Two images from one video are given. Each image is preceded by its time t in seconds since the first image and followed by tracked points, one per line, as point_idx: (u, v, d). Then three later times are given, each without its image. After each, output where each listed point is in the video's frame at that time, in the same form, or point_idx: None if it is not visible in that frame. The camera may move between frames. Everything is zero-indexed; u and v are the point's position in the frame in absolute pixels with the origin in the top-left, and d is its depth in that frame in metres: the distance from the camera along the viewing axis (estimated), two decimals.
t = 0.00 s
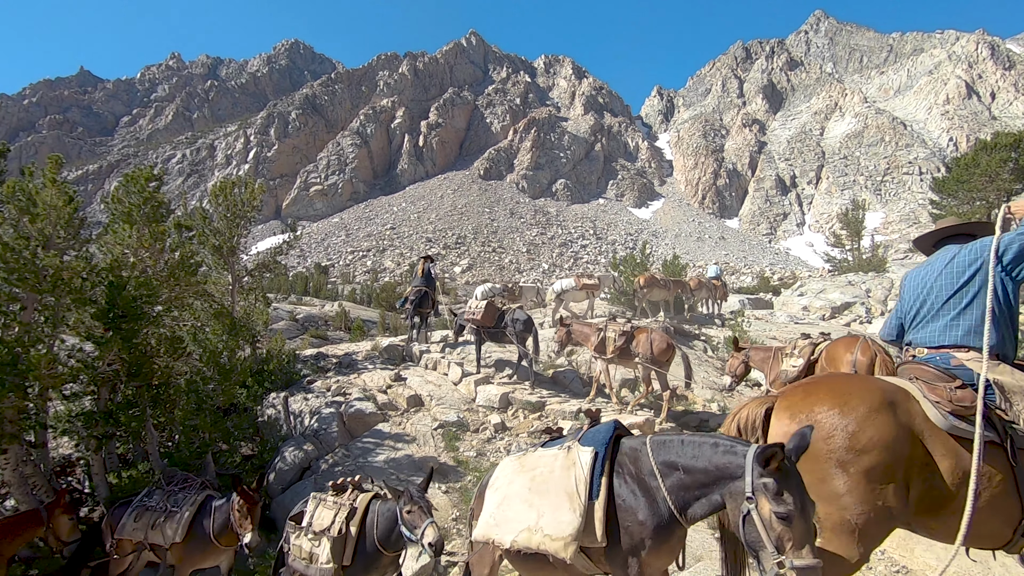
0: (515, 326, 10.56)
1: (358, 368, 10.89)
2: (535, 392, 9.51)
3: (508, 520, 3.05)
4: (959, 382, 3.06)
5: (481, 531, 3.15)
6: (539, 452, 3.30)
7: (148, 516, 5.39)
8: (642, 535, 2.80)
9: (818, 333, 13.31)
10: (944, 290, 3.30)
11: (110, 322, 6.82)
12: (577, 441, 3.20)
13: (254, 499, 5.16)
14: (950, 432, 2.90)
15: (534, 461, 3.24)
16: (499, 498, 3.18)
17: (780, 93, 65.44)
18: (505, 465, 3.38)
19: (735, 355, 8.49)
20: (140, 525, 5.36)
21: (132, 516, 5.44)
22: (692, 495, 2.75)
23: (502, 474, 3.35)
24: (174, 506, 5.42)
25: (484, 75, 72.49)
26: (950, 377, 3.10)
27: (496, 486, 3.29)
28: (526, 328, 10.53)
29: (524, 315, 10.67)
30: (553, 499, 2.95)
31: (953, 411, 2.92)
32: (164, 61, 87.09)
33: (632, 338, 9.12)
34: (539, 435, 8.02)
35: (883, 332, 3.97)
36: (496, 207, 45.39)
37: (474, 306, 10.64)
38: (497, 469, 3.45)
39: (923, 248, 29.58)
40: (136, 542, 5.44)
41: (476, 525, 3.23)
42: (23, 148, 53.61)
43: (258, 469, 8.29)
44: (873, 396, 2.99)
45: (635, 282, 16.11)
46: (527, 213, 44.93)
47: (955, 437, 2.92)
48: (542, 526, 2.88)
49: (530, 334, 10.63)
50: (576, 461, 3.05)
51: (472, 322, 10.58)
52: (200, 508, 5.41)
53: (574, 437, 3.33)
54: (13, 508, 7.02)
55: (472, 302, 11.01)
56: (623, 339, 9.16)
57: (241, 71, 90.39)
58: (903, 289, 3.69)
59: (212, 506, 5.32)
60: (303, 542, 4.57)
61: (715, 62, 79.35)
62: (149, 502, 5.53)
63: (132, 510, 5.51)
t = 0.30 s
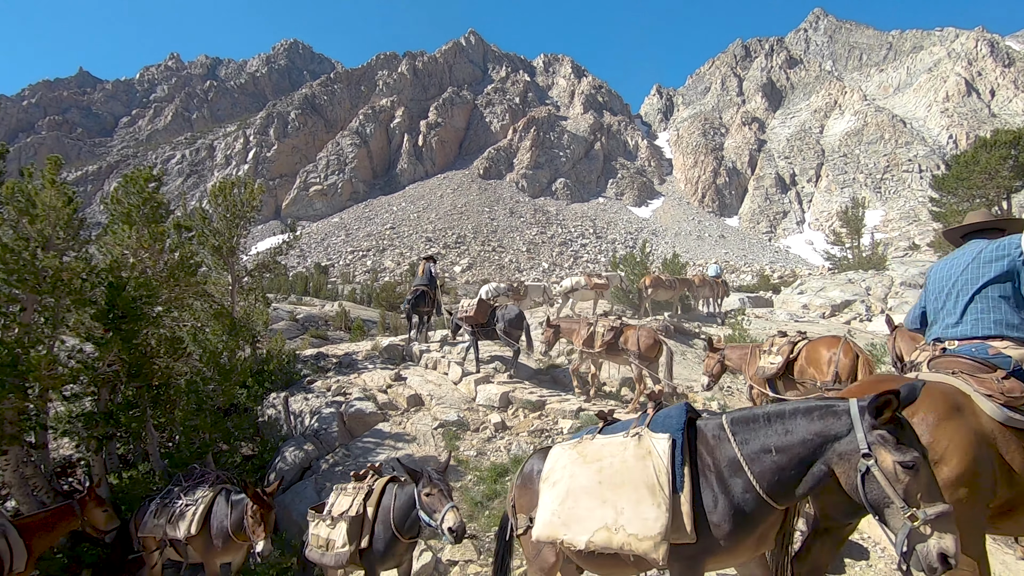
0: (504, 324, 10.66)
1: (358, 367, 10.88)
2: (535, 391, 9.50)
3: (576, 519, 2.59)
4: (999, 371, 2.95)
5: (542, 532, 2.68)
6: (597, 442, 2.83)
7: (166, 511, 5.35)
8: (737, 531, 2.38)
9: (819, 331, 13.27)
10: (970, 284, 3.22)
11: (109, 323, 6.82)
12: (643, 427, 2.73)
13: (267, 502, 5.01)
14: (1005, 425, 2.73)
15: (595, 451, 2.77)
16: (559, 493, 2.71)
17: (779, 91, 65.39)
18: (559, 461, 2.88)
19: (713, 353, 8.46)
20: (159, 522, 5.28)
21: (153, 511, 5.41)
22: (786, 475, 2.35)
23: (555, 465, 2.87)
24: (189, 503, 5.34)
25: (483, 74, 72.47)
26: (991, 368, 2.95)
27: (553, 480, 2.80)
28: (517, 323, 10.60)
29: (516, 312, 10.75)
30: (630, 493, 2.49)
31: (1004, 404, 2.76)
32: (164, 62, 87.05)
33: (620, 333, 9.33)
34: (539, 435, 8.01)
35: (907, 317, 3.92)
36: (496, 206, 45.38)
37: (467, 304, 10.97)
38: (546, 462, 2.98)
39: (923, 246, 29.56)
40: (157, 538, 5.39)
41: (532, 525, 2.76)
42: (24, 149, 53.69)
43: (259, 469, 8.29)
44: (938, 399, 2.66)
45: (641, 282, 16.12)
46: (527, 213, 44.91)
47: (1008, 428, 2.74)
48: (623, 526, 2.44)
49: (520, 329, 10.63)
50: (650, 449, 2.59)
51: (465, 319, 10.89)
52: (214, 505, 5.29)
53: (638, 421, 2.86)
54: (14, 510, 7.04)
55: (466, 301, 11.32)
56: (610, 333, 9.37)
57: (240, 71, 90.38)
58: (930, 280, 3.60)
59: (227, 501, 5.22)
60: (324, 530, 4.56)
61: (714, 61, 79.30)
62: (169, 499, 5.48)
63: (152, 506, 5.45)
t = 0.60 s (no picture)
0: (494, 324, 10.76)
1: (359, 369, 10.87)
2: (536, 391, 9.50)
3: (655, 508, 2.44)
4: None
5: (613, 528, 2.52)
6: (664, 430, 2.71)
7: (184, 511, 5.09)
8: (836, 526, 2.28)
9: (820, 330, 13.24)
10: (1008, 272, 3.19)
11: (112, 326, 6.82)
12: (722, 414, 2.62)
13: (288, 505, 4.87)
14: None
15: (669, 438, 2.63)
16: (632, 482, 2.55)
17: (779, 90, 65.32)
18: (621, 451, 2.74)
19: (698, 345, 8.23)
20: (176, 524, 5.02)
21: (170, 515, 5.15)
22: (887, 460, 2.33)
23: (622, 455, 2.71)
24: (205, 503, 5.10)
25: (483, 75, 72.48)
26: None
27: (621, 469, 2.65)
28: (506, 323, 10.63)
29: (506, 312, 10.78)
30: (718, 481, 2.36)
31: None
32: (164, 64, 87.04)
33: (610, 333, 9.34)
34: (540, 436, 8.01)
35: (936, 325, 3.84)
36: (496, 207, 45.36)
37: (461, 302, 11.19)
38: (609, 452, 2.82)
39: (924, 244, 29.52)
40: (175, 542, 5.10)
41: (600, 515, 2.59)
42: (24, 153, 53.76)
43: (260, 470, 8.27)
44: None
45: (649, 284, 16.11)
46: (528, 213, 44.90)
47: None
48: (712, 513, 2.31)
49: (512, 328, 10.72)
50: (736, 434, 2.47)
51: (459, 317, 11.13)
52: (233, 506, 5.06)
53: (711, 409, 2.74)
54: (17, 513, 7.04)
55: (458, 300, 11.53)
56: (601, 333, 9.36)
57: (240, 73, 90.42)
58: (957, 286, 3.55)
59: (250, 501, 4.96)
60: (343, 534, 4.51)
61: (714, 60, 79.26)
62: (188, 500, 5.22)
63: (168, 512, 5.18)
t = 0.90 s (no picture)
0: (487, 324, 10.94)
1: (363, 370, 10.88)
2: (541, 392, 9.50)
3: (741, 527, 2.28)
4: None
5: (692, 541, 2.35)
6: (746, 433, 2.49)
7: (203, 513, 4.96)
8: (941, 550, 2.20)
9: (825, 330, 13.17)
10: None
11: (117, 328, 6.86)
12: (813, 421, 2.43)
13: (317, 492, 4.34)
14: None
15: (753, 443, 2.42)
16: (713, 493, 2.35)
17: (783, 88, 65.09)
18: (697, 451, 2.52)
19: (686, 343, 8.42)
20: (194, 526, 4.91)
21: (190, 515, 5.04)
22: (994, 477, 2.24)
23: (695, 455, 2.51)
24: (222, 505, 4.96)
25: (486, 76, 72.53)
26: None
27: (697, 474, 2.44)
28: (496, 323, 10.77)
29: (497, 312, 10.91)
30: (818, 502, 2.19)
31: None
32: (168, 67, 87.44)
33: (604, 330, 9.28)
34: (545, 436, 8.00)
35: (972, 323, 4.00)
36: (500, 207, 45.36)
37: (455, 302, 11.71)
38: (677, 447, 2.59)
39: (929, 243, 29.40)
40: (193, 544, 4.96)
41: (675, 525, 2.41)
42: (30, 156, 54.14)
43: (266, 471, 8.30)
44: None
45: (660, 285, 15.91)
46: (531, 213, 44.90)
47: None
48: (813, 540, 2.16)
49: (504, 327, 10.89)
50: (836, 449, 2.28)
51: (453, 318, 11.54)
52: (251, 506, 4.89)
53: (795, 412, 2.55)
54: (24, 514, 7.09)
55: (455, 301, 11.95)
56: (593, 331, 9.31)
57: (243, 75, 90.77)
58: (991, 277, 3.72)
59: (267, 496, 4.78)
60: (359, 530, 4.33)
61: (717, 59, 79.12)
62: (205, 500, 5.12)
63: (189, 512, 5.08)
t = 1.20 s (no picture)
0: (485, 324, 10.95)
1: (369, 371, 10.90)
2: (547, 392, 9.49)
3: (845, 522, 2.22)
4: None
5: (791, 537, 2.28)
6: (844, 427, 2.46)
7: (231, 517, 4.85)
8: None
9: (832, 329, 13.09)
10: None
11: (125, 329, 6.91)
12: (916, 417, 2.41)
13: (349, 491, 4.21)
14: None
15: (850, 437, 2.39)
16: (810, 488, 2.31)
17: (788, 86, 64.74)
18: (788, 444, 2.47)
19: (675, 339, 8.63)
20: (222, 529, 4.81)
21: (218, 518, 4.94)
22: None
23: (785, 448, 2.46)
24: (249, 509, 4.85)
25: (489, 76, 72.55)
26: None
27: (789, 466, 2.40)
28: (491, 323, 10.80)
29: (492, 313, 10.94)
30: (931, 501, 2.15)
31: None
32: (174, 71, 87.95)
33: (599, 327, 9.38)
34: (551, 436, 8.00)
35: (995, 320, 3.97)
36: (504, 207, 45.34)
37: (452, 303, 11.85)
38: (762, 440, 2.55)
39: (937, 240, 29.20)
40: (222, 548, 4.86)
41: (765, 520, 2.35)
42: (38, 160, 54.59)
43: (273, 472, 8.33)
44: None
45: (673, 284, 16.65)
46: (536, 213, 44.87)
47: None
48: (928, 539, 2.10)
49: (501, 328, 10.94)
50: (944, 446, 2.26)
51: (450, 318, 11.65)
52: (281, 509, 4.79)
53: (890, 408, 2.51)
54: (34, 516, 7.14)
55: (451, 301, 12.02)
56: (589, 329, 9.41)
57: (248, 78, 91.15)
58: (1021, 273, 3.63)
59: (296, 504, 4.68)
60: (384, 514, 4.12)
61: (721, 57, 78.84)
62: (233, 503, 5.02)
63: (217, 513, 5.00)
